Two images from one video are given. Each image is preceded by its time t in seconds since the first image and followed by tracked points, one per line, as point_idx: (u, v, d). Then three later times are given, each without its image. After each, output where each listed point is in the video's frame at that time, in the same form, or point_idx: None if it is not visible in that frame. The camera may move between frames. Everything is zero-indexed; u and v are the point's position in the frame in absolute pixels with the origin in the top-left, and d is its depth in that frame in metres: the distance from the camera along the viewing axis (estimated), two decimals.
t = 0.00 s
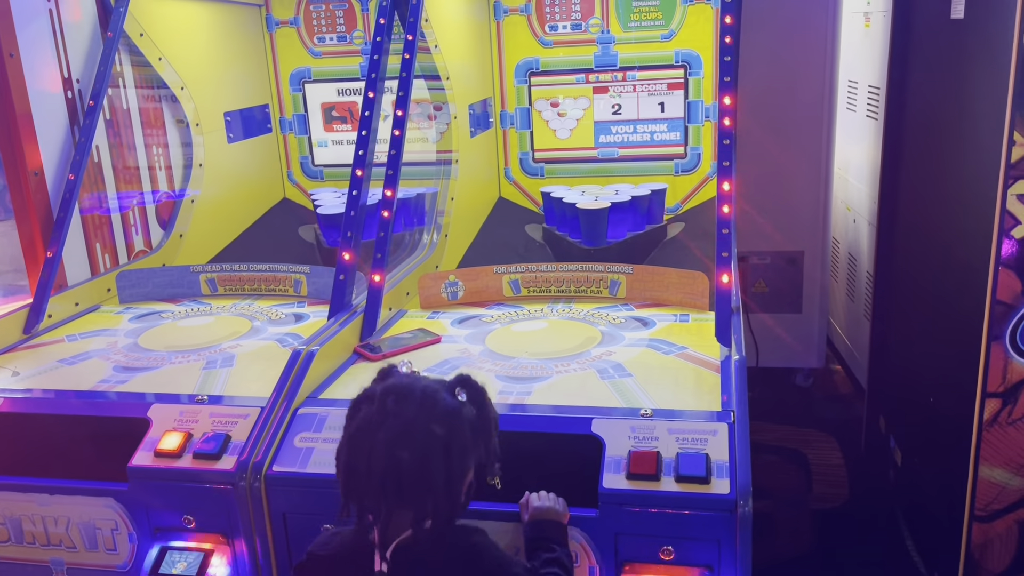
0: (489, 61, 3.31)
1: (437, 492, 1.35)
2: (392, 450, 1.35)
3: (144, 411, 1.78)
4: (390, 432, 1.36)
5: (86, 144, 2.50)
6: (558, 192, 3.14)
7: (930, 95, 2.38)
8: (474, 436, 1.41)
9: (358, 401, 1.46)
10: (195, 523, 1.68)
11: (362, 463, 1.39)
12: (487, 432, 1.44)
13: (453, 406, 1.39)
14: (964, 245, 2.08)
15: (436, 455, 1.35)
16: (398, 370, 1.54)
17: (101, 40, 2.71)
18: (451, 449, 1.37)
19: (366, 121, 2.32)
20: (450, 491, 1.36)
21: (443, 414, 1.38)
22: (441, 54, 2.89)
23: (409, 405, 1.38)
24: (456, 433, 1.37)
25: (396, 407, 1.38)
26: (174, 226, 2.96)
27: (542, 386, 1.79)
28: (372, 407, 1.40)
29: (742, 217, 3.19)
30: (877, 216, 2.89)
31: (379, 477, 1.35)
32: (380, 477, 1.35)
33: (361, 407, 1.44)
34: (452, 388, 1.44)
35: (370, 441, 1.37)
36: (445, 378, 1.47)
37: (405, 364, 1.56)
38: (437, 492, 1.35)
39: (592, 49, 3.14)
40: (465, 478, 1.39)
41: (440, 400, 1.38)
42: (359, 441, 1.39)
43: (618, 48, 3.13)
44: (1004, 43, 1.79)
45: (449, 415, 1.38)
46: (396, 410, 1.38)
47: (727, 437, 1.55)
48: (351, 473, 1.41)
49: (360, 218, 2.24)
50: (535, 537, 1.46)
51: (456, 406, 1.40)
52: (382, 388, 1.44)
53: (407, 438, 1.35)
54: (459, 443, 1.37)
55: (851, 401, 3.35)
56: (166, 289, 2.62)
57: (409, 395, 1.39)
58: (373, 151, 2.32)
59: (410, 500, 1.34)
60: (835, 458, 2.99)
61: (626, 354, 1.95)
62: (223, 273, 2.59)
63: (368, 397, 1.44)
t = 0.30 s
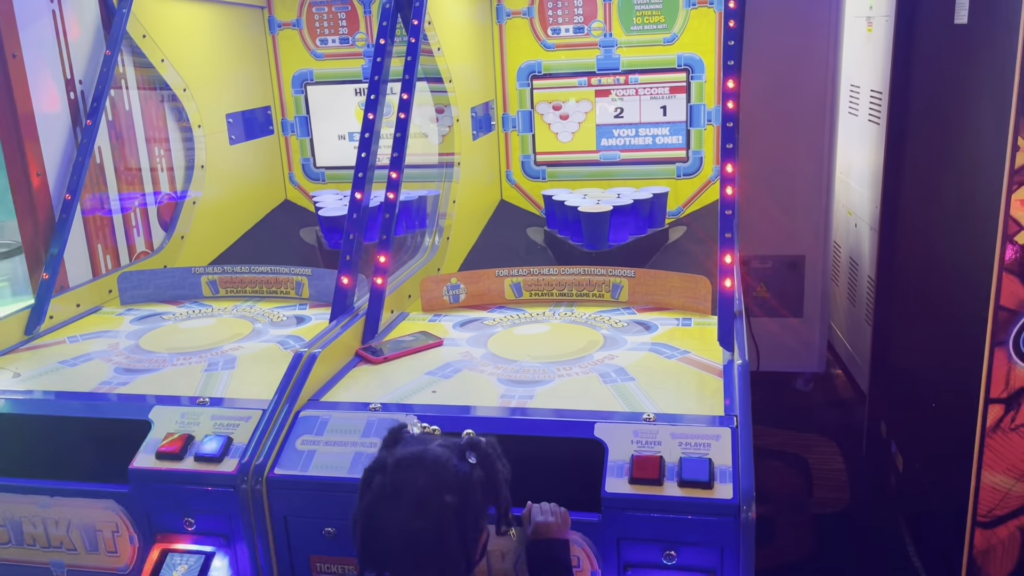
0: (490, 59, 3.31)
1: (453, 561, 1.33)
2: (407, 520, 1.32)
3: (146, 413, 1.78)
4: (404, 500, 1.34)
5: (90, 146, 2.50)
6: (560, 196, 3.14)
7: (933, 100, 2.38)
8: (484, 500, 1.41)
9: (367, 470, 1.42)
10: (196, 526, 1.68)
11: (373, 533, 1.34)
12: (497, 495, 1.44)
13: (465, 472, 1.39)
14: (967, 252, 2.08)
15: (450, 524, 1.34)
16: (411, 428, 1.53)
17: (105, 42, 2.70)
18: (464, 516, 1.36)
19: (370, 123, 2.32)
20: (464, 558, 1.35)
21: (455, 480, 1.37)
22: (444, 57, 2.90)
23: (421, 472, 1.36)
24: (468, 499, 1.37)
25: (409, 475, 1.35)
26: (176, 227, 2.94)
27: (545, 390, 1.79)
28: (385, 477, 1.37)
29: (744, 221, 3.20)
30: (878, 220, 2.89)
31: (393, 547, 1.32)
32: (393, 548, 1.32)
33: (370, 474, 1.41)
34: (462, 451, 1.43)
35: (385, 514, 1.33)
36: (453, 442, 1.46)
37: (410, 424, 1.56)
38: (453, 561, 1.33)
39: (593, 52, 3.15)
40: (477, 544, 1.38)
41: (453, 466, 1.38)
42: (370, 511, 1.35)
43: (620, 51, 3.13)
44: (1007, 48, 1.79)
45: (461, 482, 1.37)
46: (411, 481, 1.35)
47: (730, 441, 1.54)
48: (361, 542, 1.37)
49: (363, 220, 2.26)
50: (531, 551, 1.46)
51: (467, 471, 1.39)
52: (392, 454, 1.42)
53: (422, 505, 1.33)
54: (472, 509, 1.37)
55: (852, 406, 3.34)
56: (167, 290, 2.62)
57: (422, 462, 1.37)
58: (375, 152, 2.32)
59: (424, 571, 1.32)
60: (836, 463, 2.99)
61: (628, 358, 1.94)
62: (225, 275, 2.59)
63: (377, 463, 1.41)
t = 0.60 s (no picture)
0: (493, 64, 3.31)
1: None
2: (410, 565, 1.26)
3: (148, 412, 1.78)
4: (405, 544, 1.27)
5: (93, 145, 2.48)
6: (563, 198, 3.13)
7: (938, 103, 2.37)
8: (489, 537, 1.34)
9: (368, 508, 1.35)
10: (196, 526, 1.67)
11: None
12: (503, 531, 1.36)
13: (468, 509, 1.31)
14: (971, 256, 2.07)
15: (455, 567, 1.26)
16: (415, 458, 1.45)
17: (108, 40, 2.68)
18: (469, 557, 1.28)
19: (372, 123, 2.31)
20: None
21: (459, 518, 1.29)
22: (447, 58, 2.89)
23: (422, 513, 1.28)
24: (472, 539, 1.29)
25: (409, 517, 1.28)
26: (178, 227, 2.94)
27: (546, 392, 1.78)
28: (385, 517, 1.30)
29: (747, 224, 3.19)
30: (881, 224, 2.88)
31: None
32: None
33: (372, 515, 1.34)
34: (463, 486, 1.35)
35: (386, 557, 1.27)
36: (456, 475, 1.38)
37: (411, 453, 1.47)
38: None
39: (597, 54, 3.15)
40: None
41: (455, 505, 1.30)
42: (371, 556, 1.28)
43: (624, 53, 3.13)
44: (1013, 53, 1.78)
45: (462, 520, 1.29)
46: (410, 523, 1.27)
47: (732, 445, 1.54)
48: None
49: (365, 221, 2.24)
50: (528, 559, 1.46)
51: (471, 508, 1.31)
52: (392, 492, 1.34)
53: (425, 548, 1.27)
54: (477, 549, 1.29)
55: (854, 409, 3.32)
56: (169, 290, 2.61)
57: (423, 502, 1.29)
58: (378, 153, 2.30)
59: None
60: (838, 467, 2.98)
61: (630, 360, 1.94)
62: (227, 274, 2.59)
63: (378, 503, 1.34)
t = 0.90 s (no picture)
0: (499, 62, 3.30)
1: None
2: None
3: (151, 411, 1.78)
4: (417, 566, 1.29)
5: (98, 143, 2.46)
6: (567, 199, 3.14)
7: (945, 107, 2.35)
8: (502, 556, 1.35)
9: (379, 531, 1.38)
10: (198, 526, 1.67)
11: None
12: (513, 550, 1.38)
13: (479, 529, 1.33)
14: (977, 261, 2.06)
15: None
16: (423, 478, 1.47)
17: (113, 38, 2.66)
18: None
19: (378, 124, 2.31)
20: None
21: (470, 538, 1.32)
22: (453, 58, 2.89)
23: (434, 534, 1.30)
24: (484, 558, 1.31)
25: (421, 538, 1.30)
26: (181, 226, 2.95)
27: (550, 394, 1.78)
28: (395, 538, 1.32)
29: (752, 226, 3.19)
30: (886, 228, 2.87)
31: None
32: None
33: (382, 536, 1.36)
34: (474, 505, 1.38)
35: None
36: (465, 495, 1.40)
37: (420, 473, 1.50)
38: None
39: (602, 56, 3.17)
40: None
41: (466, 525, 1.32)
42: None
43: (629, 55, 3.15)
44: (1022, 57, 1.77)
45: (474, 539, 1.32)
46: (421, 544, 1.30)
47: (736, 448, 1.53)
48: None
49: (370, 222, 2.23)
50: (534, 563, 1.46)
51: (482, 528, 1.34)
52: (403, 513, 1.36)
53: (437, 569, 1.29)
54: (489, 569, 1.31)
55: (859, 413, 3.31)
56: (172, 288, 2.61)
57: (434, 523, 1.32)
58: (383, 153, 2.30)
59: None
60: (841, 471, 2.97)
61: (634, 363, 1.93)
62: (230, 274, 2.58)
63: (387, 526, 1.36)
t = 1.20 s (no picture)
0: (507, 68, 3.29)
1: None
2: None
3: (153, 411, 1.76)
4: (433, 563, 1.33)
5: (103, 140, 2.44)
6: (575, 201, 3.11)
7: (959, 110, 2.32)
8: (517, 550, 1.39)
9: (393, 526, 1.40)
10: (200, 527, 1.65)
11: None
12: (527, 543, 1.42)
13: (494, 526, 1.37)
14: (990, 266, 2.03)
15: None
16: (435, 474, 1.49)
17: (120, 34, 2.64)
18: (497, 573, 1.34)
19: (384, 123, 2.28)
20: None
21: (485, 536, 1.35)
22: (460, 58, 2.87)
23: (450, 532, 1.34)
24: (499, 555, 1.35)
25: (437, 536, 1.34)
26: (187, 224, 2.92)
27: (556, 397, 1.76)
28: (410, 535, 1.35)
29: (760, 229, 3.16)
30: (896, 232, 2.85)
31: None
32: None
33: (395, 534, 1.38)
34: (488, 501, 1.41)
35: None
36: (479, 489, 1.44)
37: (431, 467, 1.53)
38: None
39: (611, 57, 3.16)
40: None
41: (480, 522, 1.36)
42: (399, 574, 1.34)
43: (638, 56, 3.14)
44: None
45: (490, 537, 1.36)
46: (438, 543, 1.33)
47: (745, 454, 1.51)
48: None
49: (375, 221, 2.21)
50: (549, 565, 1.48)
51: (497, 525, 1.37)
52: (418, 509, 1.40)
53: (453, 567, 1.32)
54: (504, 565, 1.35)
55: (866, 418, 3.28)
56: (177, 287, 2.60)
57: (449, 520, 1.35)
58: (389, 153, 2.27)
59: None
60: (848, 477, 2.94)
61: (641, 366, 1.91)
62: (235, 273, 2.56)
63: (401, 522, 1.38)
